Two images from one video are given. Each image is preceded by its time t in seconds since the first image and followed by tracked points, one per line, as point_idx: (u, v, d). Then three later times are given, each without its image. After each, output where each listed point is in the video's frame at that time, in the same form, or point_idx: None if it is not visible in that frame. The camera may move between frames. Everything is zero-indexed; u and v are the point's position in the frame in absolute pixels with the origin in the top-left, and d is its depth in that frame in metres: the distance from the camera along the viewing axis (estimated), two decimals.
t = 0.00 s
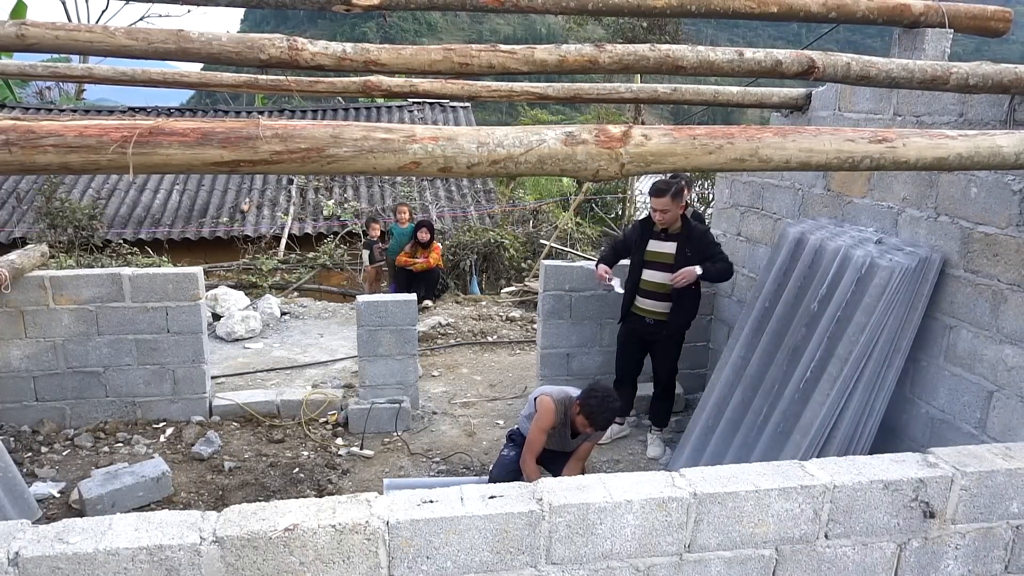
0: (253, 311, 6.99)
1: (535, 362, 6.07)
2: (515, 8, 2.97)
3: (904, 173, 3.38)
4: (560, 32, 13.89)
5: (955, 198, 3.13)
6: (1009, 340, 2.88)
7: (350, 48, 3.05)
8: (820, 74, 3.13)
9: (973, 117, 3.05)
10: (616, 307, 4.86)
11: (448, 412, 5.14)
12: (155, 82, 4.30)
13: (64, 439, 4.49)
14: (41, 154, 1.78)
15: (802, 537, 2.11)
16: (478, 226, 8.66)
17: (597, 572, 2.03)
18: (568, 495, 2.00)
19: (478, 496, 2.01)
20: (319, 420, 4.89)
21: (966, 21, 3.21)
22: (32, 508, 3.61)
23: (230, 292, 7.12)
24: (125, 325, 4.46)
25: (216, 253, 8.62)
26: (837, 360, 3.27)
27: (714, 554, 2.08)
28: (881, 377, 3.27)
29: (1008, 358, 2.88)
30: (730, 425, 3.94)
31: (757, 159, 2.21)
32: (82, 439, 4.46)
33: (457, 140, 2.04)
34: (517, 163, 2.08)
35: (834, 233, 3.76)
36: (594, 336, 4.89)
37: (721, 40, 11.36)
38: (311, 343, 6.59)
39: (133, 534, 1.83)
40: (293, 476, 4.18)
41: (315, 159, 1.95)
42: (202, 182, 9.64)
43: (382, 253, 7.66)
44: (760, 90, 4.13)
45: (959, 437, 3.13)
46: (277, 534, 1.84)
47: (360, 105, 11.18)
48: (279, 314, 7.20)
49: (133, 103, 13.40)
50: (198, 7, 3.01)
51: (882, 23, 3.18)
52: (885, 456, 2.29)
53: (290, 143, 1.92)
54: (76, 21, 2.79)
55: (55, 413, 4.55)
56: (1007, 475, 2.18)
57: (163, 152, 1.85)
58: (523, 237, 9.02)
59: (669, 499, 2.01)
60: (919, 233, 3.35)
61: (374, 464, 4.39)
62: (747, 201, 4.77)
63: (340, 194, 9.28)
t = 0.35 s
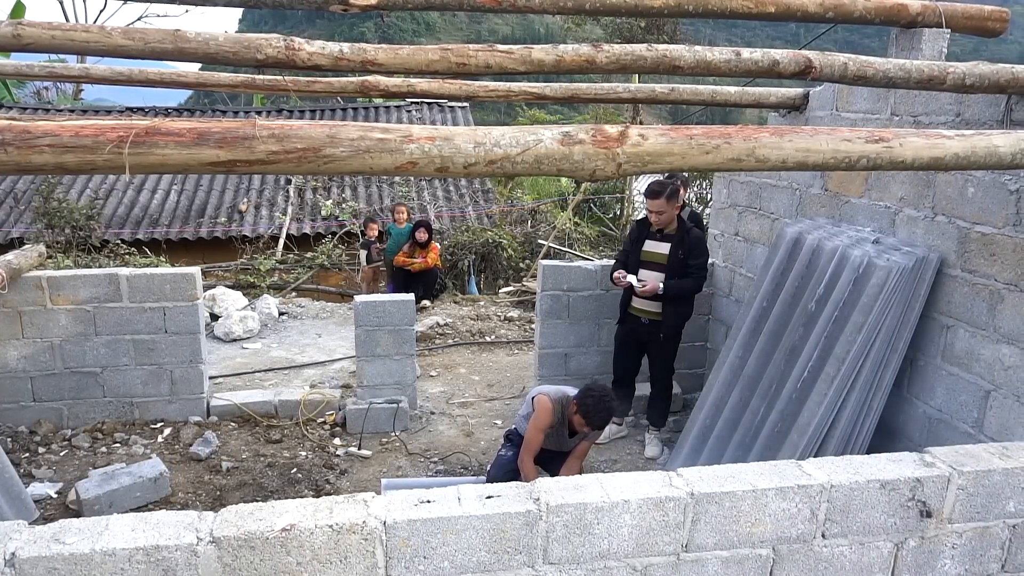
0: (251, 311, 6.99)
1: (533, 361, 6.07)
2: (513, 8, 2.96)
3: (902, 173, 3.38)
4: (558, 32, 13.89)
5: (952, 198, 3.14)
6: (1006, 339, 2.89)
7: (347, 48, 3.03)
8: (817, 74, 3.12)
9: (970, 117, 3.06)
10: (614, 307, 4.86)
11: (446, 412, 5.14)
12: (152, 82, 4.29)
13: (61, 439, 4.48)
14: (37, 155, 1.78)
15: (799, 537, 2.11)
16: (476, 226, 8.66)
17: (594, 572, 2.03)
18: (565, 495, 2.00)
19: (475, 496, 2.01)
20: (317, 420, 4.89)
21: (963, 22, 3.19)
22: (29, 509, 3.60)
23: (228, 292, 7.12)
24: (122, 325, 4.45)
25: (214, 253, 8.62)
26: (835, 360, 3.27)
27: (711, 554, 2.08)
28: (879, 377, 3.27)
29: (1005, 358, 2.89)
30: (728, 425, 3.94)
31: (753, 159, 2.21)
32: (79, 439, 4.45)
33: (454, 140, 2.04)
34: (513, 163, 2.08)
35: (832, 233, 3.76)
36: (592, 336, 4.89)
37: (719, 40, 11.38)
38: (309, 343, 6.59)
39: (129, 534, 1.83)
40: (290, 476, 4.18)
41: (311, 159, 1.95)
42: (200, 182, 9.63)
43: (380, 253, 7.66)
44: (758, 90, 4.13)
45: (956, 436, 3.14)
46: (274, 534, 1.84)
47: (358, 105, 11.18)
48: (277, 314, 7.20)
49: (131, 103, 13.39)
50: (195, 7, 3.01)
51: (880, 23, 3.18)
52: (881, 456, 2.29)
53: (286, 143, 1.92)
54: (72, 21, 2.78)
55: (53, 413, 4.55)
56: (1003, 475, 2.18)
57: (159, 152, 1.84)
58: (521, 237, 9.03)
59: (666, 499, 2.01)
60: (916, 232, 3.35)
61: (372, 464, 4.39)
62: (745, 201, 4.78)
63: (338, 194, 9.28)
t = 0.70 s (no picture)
0: (247, 311, 6.97)
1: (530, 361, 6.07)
2: (510, 8, 2.95)
3: (899, 173, 3.39)
4: (555, 33, 13.89)
5: (949, 198, 3.14)
6: (1003, 339, 2.89)
7: (345, 48, 3.00)
8: (815, 74, 3.12)
9: (967, 116, 3.06)
10: (612, 307, 4.86)
11: (443, 412, 5.13)
12: (148, 82, 4.28)
13: (56, 441, 4.46)
14: (32, 154, 1.77)
15: (797, 537, 2.11)
16: (474, 226, 8.66)
17: (592, 572, 2.03)
18: (563, 495, 1.99)
19: (473, 496, 2.01)
20: (314, 420, 4.88)
21: (960, 22, 3.19)
22: (25, 510, 3.59)
23: (224, 292, 7.10)
24: (118, 326, 4.44)
25: (210, 253, 8.59)
26: (832, 360, 3.28)
27: (709, 554, 2.08)
28: (876, 377, 3.28)
29: (1002, 357, 2.89)
30: (725, 424, 3.94)
31: (751, 159, 2.21)
32: (75, 440, 4.43)
33: (451, 140, 2.03)
34: (511, 163, 2.08)
35: (829, 233, 3.76)
36: (590, 336, 4.89)
37: (715, 40, 11.40)
38: (306, 343, 6.58)
39: (126, 536, 1.82)
40: (288, 476, 4.17)
41: (308, 159, 1.94)
42: (196, 182, 9.60)
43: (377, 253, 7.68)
44: (755, 90, 4.13)
45: (953, 435, 3.14)
46: (271, 535, 1.83)
47: (355, 105, 11.16)
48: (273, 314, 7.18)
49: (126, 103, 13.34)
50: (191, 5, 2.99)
51: (877, 22, 3.18)
52: (879, 455, 2.29)
53: (283, 142, 1.92)
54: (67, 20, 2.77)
55: (49, 414, 4.53)
56: (1001, 474, 2.19)
57: (156, 152, 1.84)
58: (518, 237, 9.02)
59: (664, 499, 2.00)
60: (913, 232, 3.35)
61: (369, 464, 4.38)
62: (742, 200, 4.78)
63: (335, 194, 9.26)
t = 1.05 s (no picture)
0: (246, 312, 6.96)
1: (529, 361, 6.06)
2: (509, 7, 2.94)
3: (899, 173, 3.39)
4: (553, 34, 13.89)
5: (948, 198, 3.14)
6: (1003, 338, 2.89)
7: (343, 48, 2.99)
8: (814, 74, 3.11)
9: (966, 116, 3.06)
10: (611, 307, 4.86)
11: (442, 413, 5.13)
12: (146, 82, 4.27)
13: (55, 441, 4.45)
14: (29, 154, 1.76)
15: (797, 537, 2.11)
16: (473, 226, 8.65)
17: (592, 573, 2.02)
18: (563, 495, 1.99)
19: (473, 497, 2.00)
20: (313, 421, 4.87)
21: (959, 21, 3.18)
22: (23, 512, 3.58)
23: (222, 292, 7.09)
24: (117, 326, 4.43)
25: (208, 253, 8.58)
26: (832, 360, 3.27)
27: (709, 554, 2.08)
28: (875, 376, 3.27)
29: (1002, 357, 2.89)
30: (725, 424, 3.94)
31: (751, 159, 2.21)
32: (73, 441, 4.42)
33: (451, 139, 2.02)
34: (511, 163, 2.07)
35: (828, 233, 3.76)
36: (589, 336, 4.89)
37: (714, 40, 11.41)
38: (305, 343, 6.57)
39: (124, 537, 1.81)
40: (287, 476, 4.17)
41: (307, 159, 1.93)
42: (194, 183, 9.59)
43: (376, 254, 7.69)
44: (755, 90, 4.13)
45: (953, 435, 3.14)
46: (269, 537, 1.82)
47: (353, 105, 11.15)
48: (272, 314, 7.17)
49: (124, 103, 13.32)
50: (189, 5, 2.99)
51: (876, 22, 3.17)
52: (879, 455, 2.29)
53: (282, 142, 1.91)
54: (65, 19, 2.76)
55: (47, 415, 4.52)
56: (1001, 474, 2.18)
57: (154, 152, 1.83)
58: (517, 237, 9.02)
59: (664, 499, 2.00)
60: (912, 232, 3.35)
61: (368, 465, 4.37)
62: (742, 201, 4.78)
63: (333, 194, 9.26)
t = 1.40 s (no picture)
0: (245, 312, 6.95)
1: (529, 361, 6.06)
2: (509, 7, 2.94)
3: (898, 172, 3.39)
4: (553, 34, 13.89)
5: (948, 197, 3.14)
6: (1003, 338, 2.89)
7: (343, 47, 2.99)
8: (814, 74, 3.10)
9: (966, 116, 3.06)
10: (611, 307, 4.86)
11: (442, 412, 5.13)
12: (145, 81, 4.26)
13: (54, 441, 4.45)
14: (28, 154, 1.75)
15: (797, 537, 2.11)
16: (472, 226, 8.64)
17: (592, 573, 2.02)
18: (563, 495, 1.98)
19: (473, 497, 2.00)
20: (313, 421, 4.87)
21: (959, 21, 3.18)
22: (22, 512, 3.57)
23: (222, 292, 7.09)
24: (116, 326, 4.42)
25: (208, 253, 8.58)
26: (832, 360, 3.27)
27: (710, 554, 2.08)
28: (875, 376, 3.27)
29: (1002, 356, 2.89)
30: (725, 424, 3.94)
31: (752, 158, 2.20)
32: (72, 441, 4.41)
33: (451, 139, 2.02)
34: (511, 162, 2.07)
35: (828, 232, 3.76)
36: (589, 336, 4.88)
37: (714, 40, 11.41)
38: (304, 343, 6.57)
39: (124, 538, 1.80)
40: (286, 477, 4.16)
41: (306, 158, 1.93)
42: (194, 182, 9.58)
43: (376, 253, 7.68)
44: (754, 90, 4.13)
45: (953, 435, 3.14)
46: (269, 537, 1.82)
47: (353, 105, 11.15)
48: (272, 314, 7.16)
49: (123, 103, 13.31)
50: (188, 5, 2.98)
51: (876, 22, 3.17)
52: (879, 455, 2.28)
53: (283, 141, 1.91)
54: (65, 19, 2.75)
55: (47, 415, 4.51)
56: (1001, 473, 2.18)
57: (153, 151, 1.83)
58: (517, 237, 9.01)
59: (664, 499, 2.00)
60: (912, 232, 3.35)
61: (368, 465, 4.37)
62: (741, 200, 4.78)
63: (333, 194, 9.25)
